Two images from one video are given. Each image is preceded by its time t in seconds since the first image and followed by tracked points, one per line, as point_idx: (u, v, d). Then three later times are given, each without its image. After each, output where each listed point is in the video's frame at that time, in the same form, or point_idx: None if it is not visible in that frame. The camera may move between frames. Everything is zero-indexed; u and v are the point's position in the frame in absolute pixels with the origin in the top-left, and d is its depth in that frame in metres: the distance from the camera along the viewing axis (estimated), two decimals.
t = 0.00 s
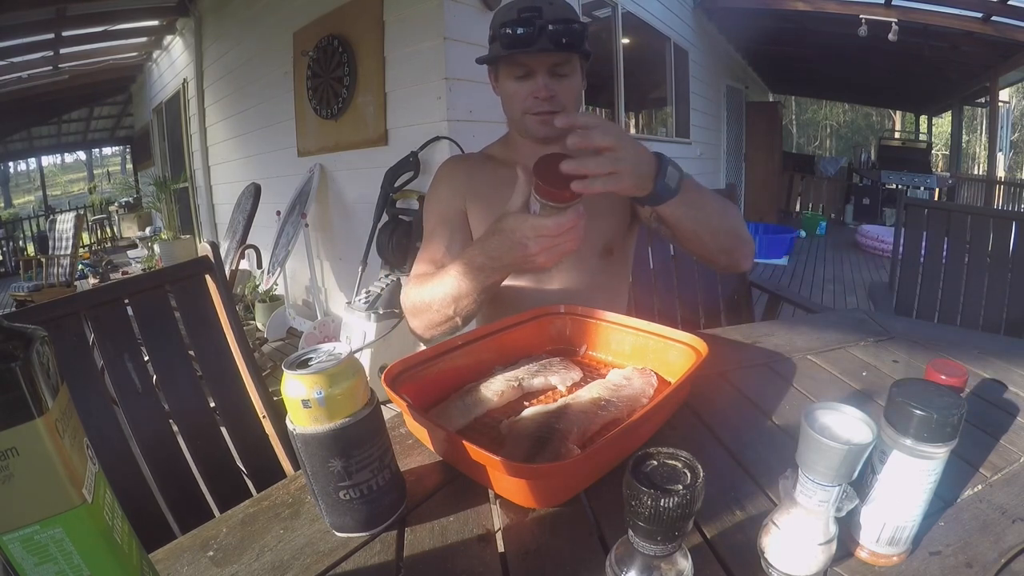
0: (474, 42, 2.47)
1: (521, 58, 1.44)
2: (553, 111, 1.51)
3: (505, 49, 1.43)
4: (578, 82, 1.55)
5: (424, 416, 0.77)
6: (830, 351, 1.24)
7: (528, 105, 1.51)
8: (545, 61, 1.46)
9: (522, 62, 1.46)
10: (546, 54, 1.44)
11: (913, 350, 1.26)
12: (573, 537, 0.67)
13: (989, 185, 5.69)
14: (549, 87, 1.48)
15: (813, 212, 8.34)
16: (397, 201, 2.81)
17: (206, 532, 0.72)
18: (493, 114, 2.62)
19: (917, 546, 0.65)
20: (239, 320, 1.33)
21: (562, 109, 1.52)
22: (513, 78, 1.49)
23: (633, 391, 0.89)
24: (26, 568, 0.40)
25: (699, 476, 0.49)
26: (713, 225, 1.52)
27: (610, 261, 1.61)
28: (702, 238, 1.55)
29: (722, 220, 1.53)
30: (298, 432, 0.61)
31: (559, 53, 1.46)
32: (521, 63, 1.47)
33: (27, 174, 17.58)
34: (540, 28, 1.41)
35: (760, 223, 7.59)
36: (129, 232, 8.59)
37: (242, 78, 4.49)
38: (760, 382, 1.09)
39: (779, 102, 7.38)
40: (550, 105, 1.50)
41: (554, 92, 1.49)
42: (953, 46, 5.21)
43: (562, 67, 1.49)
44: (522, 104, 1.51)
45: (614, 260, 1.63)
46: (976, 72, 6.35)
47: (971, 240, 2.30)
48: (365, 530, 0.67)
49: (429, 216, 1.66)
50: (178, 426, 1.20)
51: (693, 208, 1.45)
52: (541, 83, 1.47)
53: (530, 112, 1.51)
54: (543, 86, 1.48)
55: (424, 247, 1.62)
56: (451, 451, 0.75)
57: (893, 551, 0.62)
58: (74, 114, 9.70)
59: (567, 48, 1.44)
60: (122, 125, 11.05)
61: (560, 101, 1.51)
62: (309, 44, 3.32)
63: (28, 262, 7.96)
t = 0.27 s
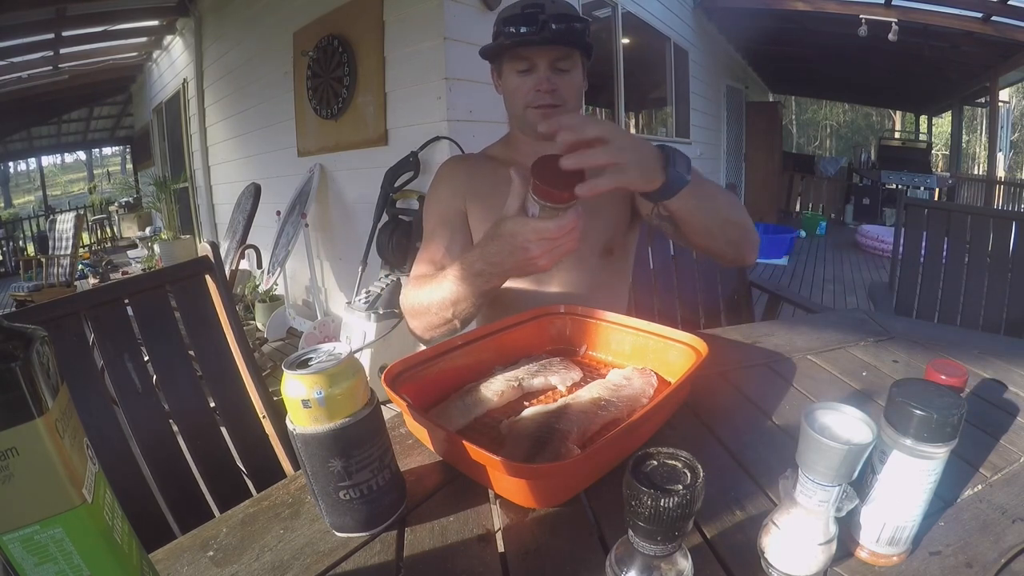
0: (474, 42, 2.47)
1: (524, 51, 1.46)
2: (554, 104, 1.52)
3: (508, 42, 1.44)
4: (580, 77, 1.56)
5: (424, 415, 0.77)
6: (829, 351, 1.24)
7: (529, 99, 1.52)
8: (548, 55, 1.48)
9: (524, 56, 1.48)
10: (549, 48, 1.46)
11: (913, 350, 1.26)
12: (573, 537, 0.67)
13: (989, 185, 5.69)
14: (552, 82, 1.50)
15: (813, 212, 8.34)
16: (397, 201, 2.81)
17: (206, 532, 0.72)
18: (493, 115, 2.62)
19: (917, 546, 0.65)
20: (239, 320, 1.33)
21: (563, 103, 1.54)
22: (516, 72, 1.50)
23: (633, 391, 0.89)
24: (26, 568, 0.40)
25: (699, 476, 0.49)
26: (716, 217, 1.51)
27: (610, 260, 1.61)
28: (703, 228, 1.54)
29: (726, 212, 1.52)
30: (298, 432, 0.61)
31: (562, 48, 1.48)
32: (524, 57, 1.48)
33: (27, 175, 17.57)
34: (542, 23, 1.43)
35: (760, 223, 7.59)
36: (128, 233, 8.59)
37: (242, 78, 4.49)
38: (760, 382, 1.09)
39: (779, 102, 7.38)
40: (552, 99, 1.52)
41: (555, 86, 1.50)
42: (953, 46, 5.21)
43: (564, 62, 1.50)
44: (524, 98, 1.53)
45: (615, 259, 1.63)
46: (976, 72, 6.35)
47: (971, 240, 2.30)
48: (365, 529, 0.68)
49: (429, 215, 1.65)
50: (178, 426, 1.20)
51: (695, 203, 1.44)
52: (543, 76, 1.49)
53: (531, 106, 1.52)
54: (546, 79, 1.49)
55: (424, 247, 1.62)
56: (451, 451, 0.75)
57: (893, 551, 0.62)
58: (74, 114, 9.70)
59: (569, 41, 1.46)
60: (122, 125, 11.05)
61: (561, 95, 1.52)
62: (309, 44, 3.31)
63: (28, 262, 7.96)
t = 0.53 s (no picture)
0: (474, 42, 2.47)
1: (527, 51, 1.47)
2: (557, 104, 1.54)
3: (512, 41, 1.45)
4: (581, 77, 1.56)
5: (425, 415, 0.77)
6: (829, 351, 1.24)
7: (531, 98, 1.54)
8: (551, 55, 1.48)
9: (527, 56, 1.48)
10: (552, 48, 1.47)
11: (913, 350, 1.26)
12: (573, 537, 0.67)
13: (989, 185, 5.69)
14: (554, 80, 1.51)
15: (813, 212, 8.34)
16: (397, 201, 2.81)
17: (206, 532, 0.72)
18: (493, 115, 2.62)
19: (917, 546, 0.65)
20: (239, 320, 1.33)
21: (565, 104, 1.55)
22: (519, 71, 1.51)
23: (633, 391, 0.89)
24: (25, 568, 0.40)
25: (699, 476, 0.49)
26: (720, 216, 1.50)
27: (611, 260, 1.61)
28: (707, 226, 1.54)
29: (731, 210, 1.51)
30: (298, 432, 0.61)
31: (565, 48, 1.48)
32: (527, 56, 1.49)
33: (27, 175, 17.58)
34: (546, 23, 1.43)
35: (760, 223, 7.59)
36: (129, 233, 8.59)
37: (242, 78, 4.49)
38: (760, 382, 1.09)
39: (778, 102, 7.38)
40: (554, 98, 1.53)
41: (557, 86, 1.51)
42: (952, 46, 5.21)
43: (567, 62, 1.51)
44: (526, 97, 1.54)
45: (615, 258, 1.63)
46: (976, 72, 6.35)
47: (971, 240, 2.30)
48: (365, 530, 0.68)
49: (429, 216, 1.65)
50: (178, 426, 1.20)
51: (700, 203, 1.44)
52: (546, 76, 1.50)
53: (533, 106, 1.54)
54: (548, 79, 1.50)
55: (425, 247, 1.61)
56: (451, 451, 0.75)
57: (893, 551, 0.62)
58: (74, 114, 9.70)
59: (573, 41, 1.46)
60: (122, 125, 11.06)
61: (564, 95, 1.54)
62: (309, 44, 3.31)
63: (28, 262, 7.96)
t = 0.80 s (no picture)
0: (474, 42, 2.47)
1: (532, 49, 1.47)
2: (557, 104, 1.55)
3: (515, 38, 1.45)
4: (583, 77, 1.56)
5: (424, 416, 0.77)
6: (830, 351, 1.24)
7: (532, 98, 1.55)
8: (553, 54, 1.49)
9: (529, 54, 1.49)
10: (556, 46, 1.47)
11: (913, 350, 1.26)
12: (573, 537, 0.67)
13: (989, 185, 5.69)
14: (555, 80, 1.51)
15: (813, 212, 8.34)
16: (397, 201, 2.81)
17: (205, 532, 0.72)
18: (493, 115, 2.63)
19: (917, 546, 0.65)
20: (239, 320, 1.33)
21: (566, 104, 1.56)
22: (520, 69, 1.52)
23: (633, 391, 0.89)
24: (25, 568, 0.40)
25: (699, 476, 0.49)
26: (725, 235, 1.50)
27: (611, 262, 1.61)
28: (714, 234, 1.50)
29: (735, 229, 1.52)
30: (298, 432, 0.61)
31: (568, 47, 1.48)
32: (529, 54, 1.49)
33: (27, 175, 17.57)
34: (550, 22, 1.43)
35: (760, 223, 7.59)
36: (129, 233, 8.59)
37: (242, 78, 4.49)
38: (760, 382, 1.09)
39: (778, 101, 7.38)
40: (554, 98, 1.54)
41: (558, 86, 1.52)
42: (952, 46, 5.21)
43: (570, 62, 1.51)
44: (527, 96, 1.55)
45: (615, 260, 1.63)
46: (976, 72, 6.35)
47: (971, 240, 2.31)
48: (365, 530, 0.68)
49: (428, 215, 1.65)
50: (178, 426, 1.20)
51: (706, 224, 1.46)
52: (547, 75, 1.51)
53: (532, 105, 1.55)
54: (549, 78, 1.51)
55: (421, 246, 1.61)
56: (451, 451, 0.75)
57: (893, 552, 0.62)
58: (74, 114, 9.70)
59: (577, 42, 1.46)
60: (122, 125, 11.06)
61: (564, 95, 1.55)
62: (309, 44, 3.31)
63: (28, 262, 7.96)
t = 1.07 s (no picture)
0: (474, 42, 2.47)
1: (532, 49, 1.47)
2: (558, 104, 1.55)
3: (515, 38, 1.46)
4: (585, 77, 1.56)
5: (425, 416, 0.77)
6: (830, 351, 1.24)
7: (532, 97, 1.55)
8: (553, 54, 1.49)
9: (530, 54, 1.49)
10: (556, 46, 1.47)
11: (912, 350, 1.26)
12: (573, 537, 0.67)
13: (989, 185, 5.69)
14: (554, 79, 1.51)
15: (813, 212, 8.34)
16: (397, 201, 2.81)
17: (205, 532, 0.72)
18: (493, 115, 2.63)
19: (917, 546, 0.65)
20: (238, 320, 1.34)
21: (567, 104, 1.56)
22: (521, 68, 1.52)
23: (633, 391, 0.89)
24: (25, 569, 0.40)
25: (699, 476, 0.49)
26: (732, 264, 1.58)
27: (611, 264, 1.62)
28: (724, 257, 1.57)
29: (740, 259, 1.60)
30: (297, 432, 0.61)
31: (570, 48, 1.49)
32: (529, 54, 1.49)
33: (27, 175, 17.57)
34: (551, 22, 1.44)
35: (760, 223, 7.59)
36: (128, 232, 8.59)
37: (242, 78, 4.49)
38: (760, 382, 1.09)
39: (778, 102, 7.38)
40: (555, 98, 1.54)
41: (559, 86, 1.53)
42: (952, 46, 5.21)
43: (570, 62, 1.51)
44: (528, 96, 1.55)
45: (615, 264, 1.63)
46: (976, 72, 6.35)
47: (971, 240, 2.32)
48: (365, 529, 0.68)
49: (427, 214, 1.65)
50: (178, 426, 1.20)
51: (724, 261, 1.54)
52: (547, 74, 1.51)
53: (532, 105, 1.55)
54: (549, 78, 1.51)
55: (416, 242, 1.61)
56: (451, 451, 0.75)
57: (893, 552, 0.62)
58: (74, 114, 9.69)
59: (577, 43, 1.47)
60: (122, 125, 11.06)
61: (565, 96, 1.55)
62: (309, 44, 3.31)
63: (28, 262, 7.95)
